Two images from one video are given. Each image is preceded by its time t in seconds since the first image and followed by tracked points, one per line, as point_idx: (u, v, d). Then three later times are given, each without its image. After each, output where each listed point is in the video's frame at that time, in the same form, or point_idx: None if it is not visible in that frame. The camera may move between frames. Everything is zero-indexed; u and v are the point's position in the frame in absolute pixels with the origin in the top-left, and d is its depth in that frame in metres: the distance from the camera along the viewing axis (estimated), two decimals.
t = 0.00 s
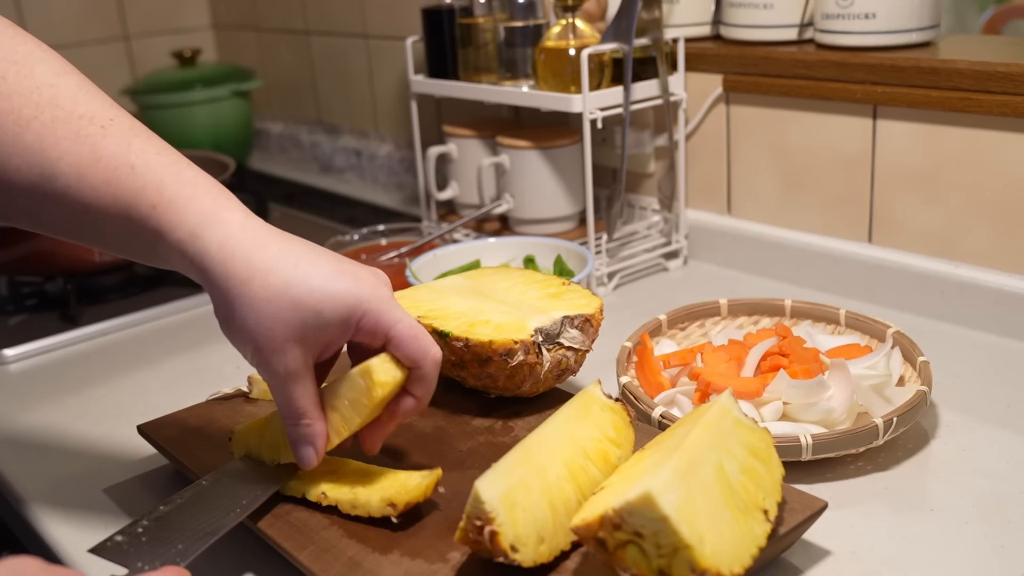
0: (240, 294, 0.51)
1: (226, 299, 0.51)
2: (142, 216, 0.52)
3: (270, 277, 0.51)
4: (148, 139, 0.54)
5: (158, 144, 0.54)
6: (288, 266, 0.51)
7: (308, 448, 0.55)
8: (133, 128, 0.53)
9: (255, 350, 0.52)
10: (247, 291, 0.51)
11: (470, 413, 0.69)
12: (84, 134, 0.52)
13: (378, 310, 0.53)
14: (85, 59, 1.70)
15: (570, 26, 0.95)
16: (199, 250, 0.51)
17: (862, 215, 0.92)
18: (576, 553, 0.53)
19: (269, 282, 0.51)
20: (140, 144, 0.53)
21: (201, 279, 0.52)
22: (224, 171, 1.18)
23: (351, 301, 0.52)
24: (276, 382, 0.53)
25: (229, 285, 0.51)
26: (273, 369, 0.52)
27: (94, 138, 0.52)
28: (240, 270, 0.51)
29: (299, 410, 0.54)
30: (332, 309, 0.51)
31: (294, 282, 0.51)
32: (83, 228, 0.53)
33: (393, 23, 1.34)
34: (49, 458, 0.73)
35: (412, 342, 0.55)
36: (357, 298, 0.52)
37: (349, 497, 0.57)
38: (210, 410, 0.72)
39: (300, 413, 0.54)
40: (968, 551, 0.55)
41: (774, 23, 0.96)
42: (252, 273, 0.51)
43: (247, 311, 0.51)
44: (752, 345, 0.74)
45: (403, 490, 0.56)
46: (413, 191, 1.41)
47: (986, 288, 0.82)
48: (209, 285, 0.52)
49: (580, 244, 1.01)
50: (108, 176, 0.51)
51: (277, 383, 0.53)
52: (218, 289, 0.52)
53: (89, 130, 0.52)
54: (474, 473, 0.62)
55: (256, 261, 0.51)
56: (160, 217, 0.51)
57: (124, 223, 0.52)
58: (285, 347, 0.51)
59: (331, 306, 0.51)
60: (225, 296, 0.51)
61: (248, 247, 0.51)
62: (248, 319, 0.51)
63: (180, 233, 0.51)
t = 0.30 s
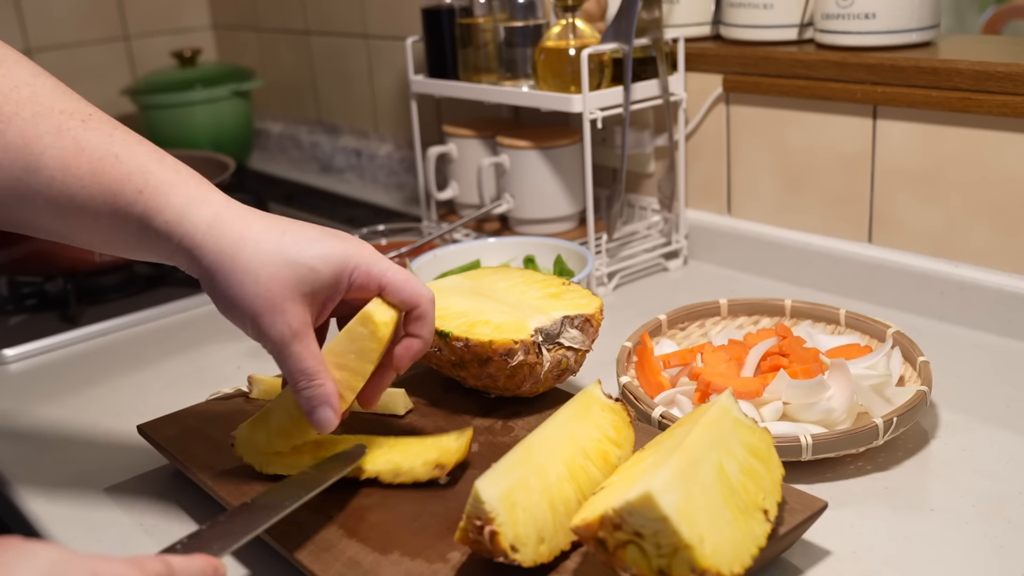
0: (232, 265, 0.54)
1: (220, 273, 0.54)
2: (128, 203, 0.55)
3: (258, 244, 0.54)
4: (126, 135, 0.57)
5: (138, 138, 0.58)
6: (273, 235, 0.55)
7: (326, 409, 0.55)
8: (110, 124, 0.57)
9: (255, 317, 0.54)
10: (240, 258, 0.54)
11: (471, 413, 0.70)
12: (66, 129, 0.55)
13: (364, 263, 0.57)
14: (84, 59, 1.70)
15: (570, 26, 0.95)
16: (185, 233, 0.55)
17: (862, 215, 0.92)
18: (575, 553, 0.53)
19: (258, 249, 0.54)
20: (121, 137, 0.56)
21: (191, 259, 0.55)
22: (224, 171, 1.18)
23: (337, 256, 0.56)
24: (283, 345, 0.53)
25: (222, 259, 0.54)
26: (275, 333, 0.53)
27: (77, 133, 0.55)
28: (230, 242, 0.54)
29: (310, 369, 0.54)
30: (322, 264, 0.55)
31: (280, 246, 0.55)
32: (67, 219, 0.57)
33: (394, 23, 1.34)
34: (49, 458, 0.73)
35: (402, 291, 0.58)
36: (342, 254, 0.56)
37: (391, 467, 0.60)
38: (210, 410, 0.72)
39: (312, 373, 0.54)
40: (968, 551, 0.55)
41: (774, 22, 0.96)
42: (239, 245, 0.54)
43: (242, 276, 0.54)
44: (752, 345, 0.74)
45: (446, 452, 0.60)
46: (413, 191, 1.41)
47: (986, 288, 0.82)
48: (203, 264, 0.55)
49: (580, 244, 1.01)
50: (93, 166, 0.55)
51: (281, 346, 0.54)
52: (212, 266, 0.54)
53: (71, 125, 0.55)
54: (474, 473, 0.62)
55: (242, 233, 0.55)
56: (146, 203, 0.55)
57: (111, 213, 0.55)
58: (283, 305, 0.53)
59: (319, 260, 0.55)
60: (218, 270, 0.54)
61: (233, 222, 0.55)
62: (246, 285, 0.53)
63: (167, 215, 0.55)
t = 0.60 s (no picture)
0: (226, 275, 0.57)
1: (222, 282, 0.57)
2: (104, 229, 0.57)
3: (246, 256, 0.59)
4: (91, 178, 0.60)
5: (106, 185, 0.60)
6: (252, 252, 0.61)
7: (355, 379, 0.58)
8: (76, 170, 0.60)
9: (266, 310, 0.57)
10: (234, 266, 0.58)
11: (470, 413, 0.70)
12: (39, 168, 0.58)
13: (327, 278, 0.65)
14: (84, 59, 1.70)
15: (570, 26, 0.95)
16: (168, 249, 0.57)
17: (862, 215, 0.92)
18: (576, 553, 0.53)
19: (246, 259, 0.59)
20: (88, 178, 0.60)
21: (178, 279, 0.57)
22: (224, 171, 1.18)
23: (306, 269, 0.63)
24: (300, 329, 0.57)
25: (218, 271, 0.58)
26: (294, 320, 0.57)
27: (51, 172, 0.58)
28: (220, 255, 0.58)
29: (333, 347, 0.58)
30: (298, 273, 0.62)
31: (263, 258, 0.60)
32: (34, 254, 0.58)
33: (394, 23, 1.34)
34: (49, 458, 0.73)
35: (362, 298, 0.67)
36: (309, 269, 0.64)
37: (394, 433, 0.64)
38: (211, 410, 0.72)
39: (333, 349, 0.58)
40: (967, 551, 0.55)
41: (774, 23, 0.96)
42: (226, 259, 0.58)
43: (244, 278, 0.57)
44: (752, 345, 0.74)
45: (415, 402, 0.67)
46: (413, 191, 1.41)
47: (986, 288, 0.82)
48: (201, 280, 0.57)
49: (580, 244, 1.01)
50: (66, 197, 0.57)
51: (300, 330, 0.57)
52: (210, 279, 0.57)
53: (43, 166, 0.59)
54: (474, 473, 0.61)
55: (226, 249, 0.59)
56: (126, 225, 0.58)
57: (86, 242, 0.57)
58: (288, 297, 0.58)
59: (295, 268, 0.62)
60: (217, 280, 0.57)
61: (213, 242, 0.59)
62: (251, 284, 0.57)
63: (148, 235, 0.58)
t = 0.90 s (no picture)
0: (190, 296, 0.61)
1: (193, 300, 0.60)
2: (60, 254, 0.61)
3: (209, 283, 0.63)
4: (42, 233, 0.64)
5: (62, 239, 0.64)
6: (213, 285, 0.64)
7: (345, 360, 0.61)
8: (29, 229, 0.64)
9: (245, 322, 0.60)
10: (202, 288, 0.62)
11: (470, 413, 0.70)
12: None
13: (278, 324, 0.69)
14: (84, 59, 1.70)
15: (570, 26, 0.95)
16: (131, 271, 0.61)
17: (862, 215, 0.92)
18: (576, 553, 0.53)
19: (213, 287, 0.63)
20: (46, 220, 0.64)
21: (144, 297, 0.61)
22: (225, 171, 1.18)
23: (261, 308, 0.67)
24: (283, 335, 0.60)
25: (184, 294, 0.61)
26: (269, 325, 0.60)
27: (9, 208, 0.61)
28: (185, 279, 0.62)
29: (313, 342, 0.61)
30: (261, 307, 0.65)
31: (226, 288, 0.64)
32: None
33: (394, 23, 1.34)
34: (49, 459, 0.73)
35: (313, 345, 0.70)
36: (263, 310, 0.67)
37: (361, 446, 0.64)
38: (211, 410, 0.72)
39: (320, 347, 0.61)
40: (967, 551, 0.55)
41: (774, 23, 0.96)
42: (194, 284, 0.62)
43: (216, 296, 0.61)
44: (752, 345, 0.74)
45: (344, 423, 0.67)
46: (413, 191, 1.41)
47: (986, 288, 0.82)
48: (165, 300, 0.60)
49: (580, 244, 1.01)
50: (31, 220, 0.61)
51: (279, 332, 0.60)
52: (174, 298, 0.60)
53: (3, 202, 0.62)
54: (474, 473, 0.61)
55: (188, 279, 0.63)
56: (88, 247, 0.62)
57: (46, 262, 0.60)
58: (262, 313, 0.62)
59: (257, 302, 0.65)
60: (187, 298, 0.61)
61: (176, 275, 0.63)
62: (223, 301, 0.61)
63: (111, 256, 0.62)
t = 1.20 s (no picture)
0: (128, 322, 0.57)
1: (128, 329, 0.57)
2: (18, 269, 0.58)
3: (148, 294, 0.59)
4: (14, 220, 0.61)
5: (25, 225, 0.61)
6: (162, 287, 0.59)
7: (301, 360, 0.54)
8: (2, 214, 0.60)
9: (185, 346, 0.57)
10: (137, 309, 0.58)
11: (470, 413, 0.70)
12: None
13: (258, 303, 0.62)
14: (84, 59, 1.70)
15: (570, 26, 0.95)
16: (68, 300, 0.58)
17: (862, 215, 0.92)
18: (576, 553, 0.53)
19: (155, 300, 0.58)
20: None
21: (82, 329, 0.58)
22: (225, 171, 1.18)
23: (227, 296, 0.61)
24: (226, 353, 0.56)
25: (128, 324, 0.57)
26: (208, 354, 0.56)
27: None
28: (121, 298, 0.58)
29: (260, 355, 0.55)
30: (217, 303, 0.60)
31: (173, 292, 0.59)
32: None
33: (394, 23, 1.34)
34: (49, 459, 0.73)
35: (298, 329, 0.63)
36: (233, 295, 0.62)
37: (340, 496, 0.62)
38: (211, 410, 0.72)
39: (267, 355, 0.55)
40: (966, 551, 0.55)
41: (774, 23, 0.96)
42: (130, 304, 0.58)
43: (150, 318, 0.57)
44: (752, 345, 0.74)
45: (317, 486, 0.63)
46: (413, 191, 1.41)
47: (986, 289, 0.82)
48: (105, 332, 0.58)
49: (580, 244, 1.01)
50: None
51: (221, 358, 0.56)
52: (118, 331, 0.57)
53: None
54: (474, 473, 0.61)
55: (125, 291, 0.59)
56: (24, 274, 0.58)
57: None
58: (203, 325, 0.57)
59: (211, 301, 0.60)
60: (123, 327, 0.57)
61: (116, 286, 0.59)
62: (158, 326, 0.57)
63: (47, 287, 0.59)
